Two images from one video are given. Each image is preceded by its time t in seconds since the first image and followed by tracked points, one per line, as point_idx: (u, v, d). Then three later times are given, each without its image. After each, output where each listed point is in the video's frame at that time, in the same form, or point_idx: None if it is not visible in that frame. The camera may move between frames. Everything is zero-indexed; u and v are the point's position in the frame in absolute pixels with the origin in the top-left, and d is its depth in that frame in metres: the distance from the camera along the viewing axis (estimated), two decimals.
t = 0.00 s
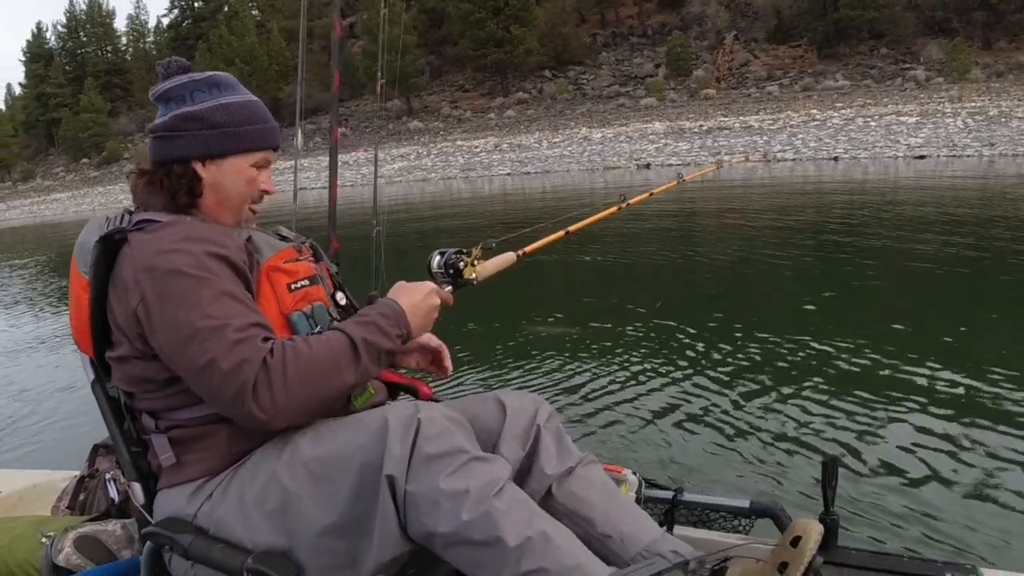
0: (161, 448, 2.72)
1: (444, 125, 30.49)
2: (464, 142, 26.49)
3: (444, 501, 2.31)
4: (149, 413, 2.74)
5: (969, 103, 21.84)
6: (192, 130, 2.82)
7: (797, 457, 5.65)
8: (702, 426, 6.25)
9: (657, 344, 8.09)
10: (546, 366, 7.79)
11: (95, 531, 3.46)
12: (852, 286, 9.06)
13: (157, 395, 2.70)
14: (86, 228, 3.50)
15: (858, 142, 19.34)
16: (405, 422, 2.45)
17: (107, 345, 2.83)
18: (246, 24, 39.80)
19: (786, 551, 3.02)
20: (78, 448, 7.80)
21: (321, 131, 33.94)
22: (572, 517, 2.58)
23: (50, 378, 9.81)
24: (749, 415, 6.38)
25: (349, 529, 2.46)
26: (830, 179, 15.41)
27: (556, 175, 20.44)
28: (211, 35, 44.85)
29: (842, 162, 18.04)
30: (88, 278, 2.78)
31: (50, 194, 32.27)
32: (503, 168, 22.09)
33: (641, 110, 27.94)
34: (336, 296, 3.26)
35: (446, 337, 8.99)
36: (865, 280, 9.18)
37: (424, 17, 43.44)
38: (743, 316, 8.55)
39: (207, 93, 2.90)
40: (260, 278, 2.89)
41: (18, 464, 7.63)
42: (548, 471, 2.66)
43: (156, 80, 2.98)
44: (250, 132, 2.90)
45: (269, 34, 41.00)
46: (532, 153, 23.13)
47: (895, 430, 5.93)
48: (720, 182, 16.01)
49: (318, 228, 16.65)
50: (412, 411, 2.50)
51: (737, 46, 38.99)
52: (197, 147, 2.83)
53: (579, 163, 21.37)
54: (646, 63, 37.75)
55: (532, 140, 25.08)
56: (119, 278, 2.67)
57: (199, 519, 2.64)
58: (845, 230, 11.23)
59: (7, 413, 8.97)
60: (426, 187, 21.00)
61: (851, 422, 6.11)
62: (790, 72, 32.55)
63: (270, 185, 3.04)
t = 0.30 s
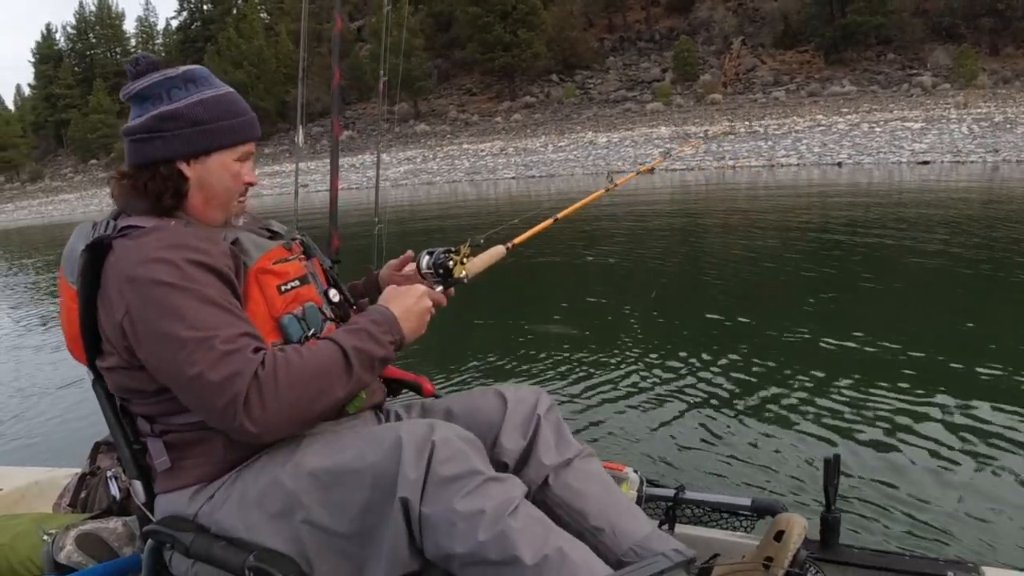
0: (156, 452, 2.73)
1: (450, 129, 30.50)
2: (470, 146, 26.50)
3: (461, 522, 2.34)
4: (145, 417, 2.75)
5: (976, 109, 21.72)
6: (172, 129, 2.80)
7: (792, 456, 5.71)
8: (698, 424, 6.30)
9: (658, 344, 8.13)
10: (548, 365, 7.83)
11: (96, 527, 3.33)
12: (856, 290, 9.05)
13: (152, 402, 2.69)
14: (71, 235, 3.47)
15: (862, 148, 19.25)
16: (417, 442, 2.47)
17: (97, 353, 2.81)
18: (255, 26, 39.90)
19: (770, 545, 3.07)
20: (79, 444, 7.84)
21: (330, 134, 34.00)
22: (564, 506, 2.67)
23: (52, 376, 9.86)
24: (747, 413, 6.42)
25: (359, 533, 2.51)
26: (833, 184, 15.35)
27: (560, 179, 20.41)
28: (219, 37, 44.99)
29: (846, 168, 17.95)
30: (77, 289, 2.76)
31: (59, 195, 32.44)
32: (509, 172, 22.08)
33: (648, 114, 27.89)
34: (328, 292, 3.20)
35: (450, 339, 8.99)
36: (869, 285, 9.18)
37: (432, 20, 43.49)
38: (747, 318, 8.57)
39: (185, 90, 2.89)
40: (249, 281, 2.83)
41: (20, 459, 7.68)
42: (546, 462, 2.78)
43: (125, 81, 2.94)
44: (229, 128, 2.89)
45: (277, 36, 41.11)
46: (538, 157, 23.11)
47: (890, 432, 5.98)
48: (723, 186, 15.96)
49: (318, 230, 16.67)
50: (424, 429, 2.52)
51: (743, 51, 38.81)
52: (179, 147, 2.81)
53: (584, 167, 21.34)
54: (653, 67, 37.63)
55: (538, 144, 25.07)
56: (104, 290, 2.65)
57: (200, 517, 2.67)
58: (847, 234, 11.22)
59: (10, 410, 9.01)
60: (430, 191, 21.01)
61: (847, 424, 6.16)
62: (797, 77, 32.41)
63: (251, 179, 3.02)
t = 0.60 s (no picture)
0: (154, 435, 2.75)
1: (454, 137, 30.61)
2: (475, 153, 26.61)
3: (461, 486, 2.42)
4: (143, 401, 2.76)
5: (979, 119, 21.70)
6: (180, 112, 2.83)
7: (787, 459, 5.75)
8: (694, 429, 6.34)
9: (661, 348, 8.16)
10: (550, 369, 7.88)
11: (101, 509, 3.34)
12: (859, 296, 9.07)
13: (149, 384, 2.70)
14: (63, 224, 3.50)
15: (864, 157, 19.26)
16: (420, 406, 2.55)
17: (97, 337, 2.81)
18: (262, 35, 40.16)
19: (776, 522, 2.90)
20: (84, 433, 7.98)
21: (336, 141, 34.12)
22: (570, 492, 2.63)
23: (55, 373, 9.94)
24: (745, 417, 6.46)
25: (363, 507, 2.60)
26: (837, 192, 15.34)
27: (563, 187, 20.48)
28: (227, 43, 45.18)
29: (847, 176, 17.96)
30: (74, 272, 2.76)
31: (68, 198, 32.72)
32: (512, 178, 22.14)
33: (652, 123, 27.95)
34: (324, 271, 3.18)
35: (452, 340, 9.02)
36: (872, 290, 9.20)
37: (439, 28, 43.61)
38: (750, 323, 8.59)
39: (191, 74, 2.91)
40: (244, 260, 2.84)
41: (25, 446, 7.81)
42: (551, 448, 2.73)
43: (121, 64, 2.94)
44: (229, 111, 2.92)
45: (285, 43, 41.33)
46: (541, 163, 23.17)
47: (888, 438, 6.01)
48: (727, 194, 15.97)
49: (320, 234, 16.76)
50: (427, 397, 2.60)
51: (749, 61, 38.83)
52: (185, 130, 2.85)
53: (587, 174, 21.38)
54: (658, 76, 37.64)
55: (543, 151, 25.15)
56: (101, 271, 2.65)
57: (203, 497, 2.68)
58: (847, 239, 11.25)
59: (12, 405, 9.08)
60: (433, 197, 21.11)
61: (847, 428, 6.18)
62: (802, 87, 32.46)
63: (248, 161, 3.07)
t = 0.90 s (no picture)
0: (146, 434, 2.68)
1: (458, 149, 30.69)
2: (478, 165, 26.64)
3: (457, 495, 2.36)
4: (136, 399, 2.69)
5: (980, 134, 21.67)
6: (155, 104, 2.76)
7: (788, 467, 5.74)
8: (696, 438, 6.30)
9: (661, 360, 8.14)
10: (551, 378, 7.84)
11: (97, 507, 3.23)
12: (863, 308, 9.07)
13: (141, 382, 2.64)
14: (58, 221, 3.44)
15: (865, 171, 19.24)
16: (419, 416, 2.47)
17: (90, 334, 2.75)
18: (268, 45, 40.29)
19: (768, 523, 2.88)
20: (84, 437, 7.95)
21: (341, 153, 34.20)
22: (562, 483, 2.69)
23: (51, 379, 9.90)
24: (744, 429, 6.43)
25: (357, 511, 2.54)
26: (836, 206, 15.32)
27: (563, 199, 20.50)
28: (233, 53, 45.34)
29: (846, 191, 17.93)
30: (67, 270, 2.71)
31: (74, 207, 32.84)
32: (514, 191, 22.16)
33: (655, 136, 27.99)
34: (318, 269, 3.08)
35: (453, 351, 8.98)
36: (874, 302, 9.20)
37: (443, 40, 43.75)
38: (753, 335, 8.55)
39: (174, 68, 2.84)
40: (237, 260, 2.79)
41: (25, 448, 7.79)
42: (542, 440, 2.78)
43: (116, 61, 2.92)
44: (221, 106, 2.85)
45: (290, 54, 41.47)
46: (543, 176, 23.20)
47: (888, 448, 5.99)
48: (727, 207, 15.94)
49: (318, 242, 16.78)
50: (426, 405, 2.52)
51: (752, 75, 38.85)
52: (164, 123, 2.77)
53: (589, 187, 21.40)
54: (662, 90, 37.69)
55: (546, 164, 25.19)
56: (92, 267, 2.60)
57: (197, 496, 2.62)
58: (846, 251, 11.26)
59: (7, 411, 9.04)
60: (434, 208, 21.15)
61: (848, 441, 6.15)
62: (804, 102, 32.49)
63: (242, 161, 2.99)
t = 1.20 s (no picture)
0: (151, 439, 2.64)
1: (461, 160, 30.76)
2: (481, 176, 26.69)
3: (472, 509, 2.33)
4: (141, 404, 2.64)
5: (981, 148, 21.65)
6: (178, 114, 2.71)
7: (796, 476, 5.69)
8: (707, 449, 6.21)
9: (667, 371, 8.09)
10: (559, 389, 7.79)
11: (101, 511, 3.17)
12: (867, 319, 9.03)
13: (146, 388, 2.59)
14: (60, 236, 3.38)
15: (864, 185, 19.22)
16: (432, 437, 2.43)
17: (96, 337, 2.69)
18: (273, 55, 40.44)
19: (765, 528, 2.78)
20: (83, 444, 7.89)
21: (345, 163, 34.28)
22: (564, 486, 2.63)
23: (52, 385, 9.89)
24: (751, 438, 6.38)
25: (373, 518, 2.51)
26: (833, 219, 15.30)
27: (563, 210, 20.53)
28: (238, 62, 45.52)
29: (846, 204, 17.88)
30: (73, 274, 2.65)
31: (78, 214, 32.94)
32: (515, 202, 22.19)
33: (657, 147, 28.03)
34: (324, 276, 3.03)
35: (458, 359, 8.96)
36: (878, 314, 9.16)
37: (447, 51, 43.83)
38: (759, 346, 8.54)
39: (190, 75, 2.78)
40: (243, 266, 2.74)
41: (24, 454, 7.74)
42: (545, 439, 2.72)
43: (123, 65, 2.82)
44: (233, 113, 2.81)
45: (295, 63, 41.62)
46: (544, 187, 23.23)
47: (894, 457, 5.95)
48: (728, 219, 15.94)
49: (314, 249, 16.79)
50: (439, 420, 2.49)
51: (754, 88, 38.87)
52: (184, 132, 2.73)
53: (589, 199, 21.40)
54: (665, 102, 37.70)
55: (548, 175, 25.25)
56: (100, 272, 2.55)
57: (203, 500, 2.58)
58: (842, 264, 11.26)
59: (10, 417, 9.06)
60: (434, 218, 21.19)
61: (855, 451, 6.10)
62: (805, 115, 32.55)
63: (252, 161, 2.96)
